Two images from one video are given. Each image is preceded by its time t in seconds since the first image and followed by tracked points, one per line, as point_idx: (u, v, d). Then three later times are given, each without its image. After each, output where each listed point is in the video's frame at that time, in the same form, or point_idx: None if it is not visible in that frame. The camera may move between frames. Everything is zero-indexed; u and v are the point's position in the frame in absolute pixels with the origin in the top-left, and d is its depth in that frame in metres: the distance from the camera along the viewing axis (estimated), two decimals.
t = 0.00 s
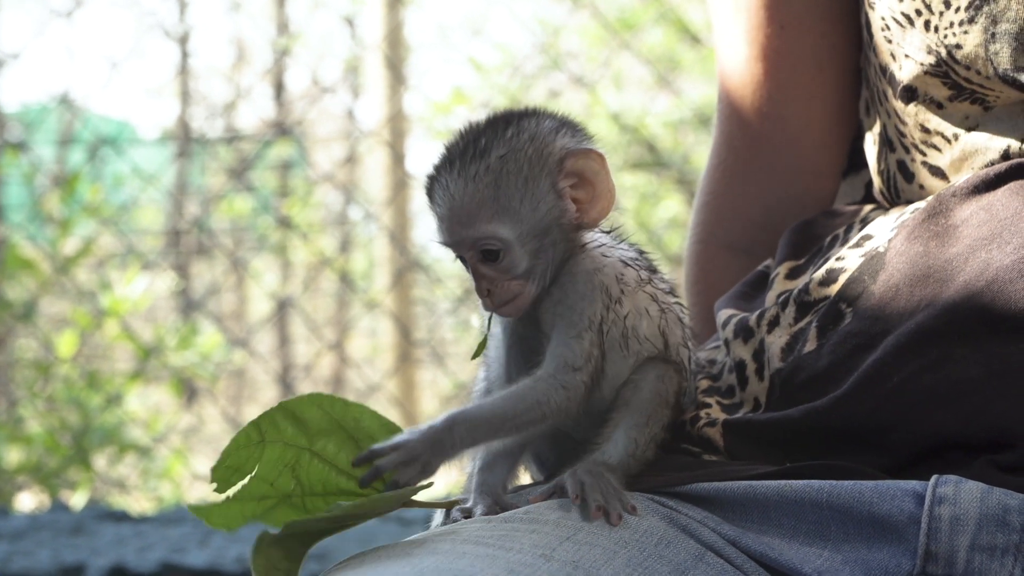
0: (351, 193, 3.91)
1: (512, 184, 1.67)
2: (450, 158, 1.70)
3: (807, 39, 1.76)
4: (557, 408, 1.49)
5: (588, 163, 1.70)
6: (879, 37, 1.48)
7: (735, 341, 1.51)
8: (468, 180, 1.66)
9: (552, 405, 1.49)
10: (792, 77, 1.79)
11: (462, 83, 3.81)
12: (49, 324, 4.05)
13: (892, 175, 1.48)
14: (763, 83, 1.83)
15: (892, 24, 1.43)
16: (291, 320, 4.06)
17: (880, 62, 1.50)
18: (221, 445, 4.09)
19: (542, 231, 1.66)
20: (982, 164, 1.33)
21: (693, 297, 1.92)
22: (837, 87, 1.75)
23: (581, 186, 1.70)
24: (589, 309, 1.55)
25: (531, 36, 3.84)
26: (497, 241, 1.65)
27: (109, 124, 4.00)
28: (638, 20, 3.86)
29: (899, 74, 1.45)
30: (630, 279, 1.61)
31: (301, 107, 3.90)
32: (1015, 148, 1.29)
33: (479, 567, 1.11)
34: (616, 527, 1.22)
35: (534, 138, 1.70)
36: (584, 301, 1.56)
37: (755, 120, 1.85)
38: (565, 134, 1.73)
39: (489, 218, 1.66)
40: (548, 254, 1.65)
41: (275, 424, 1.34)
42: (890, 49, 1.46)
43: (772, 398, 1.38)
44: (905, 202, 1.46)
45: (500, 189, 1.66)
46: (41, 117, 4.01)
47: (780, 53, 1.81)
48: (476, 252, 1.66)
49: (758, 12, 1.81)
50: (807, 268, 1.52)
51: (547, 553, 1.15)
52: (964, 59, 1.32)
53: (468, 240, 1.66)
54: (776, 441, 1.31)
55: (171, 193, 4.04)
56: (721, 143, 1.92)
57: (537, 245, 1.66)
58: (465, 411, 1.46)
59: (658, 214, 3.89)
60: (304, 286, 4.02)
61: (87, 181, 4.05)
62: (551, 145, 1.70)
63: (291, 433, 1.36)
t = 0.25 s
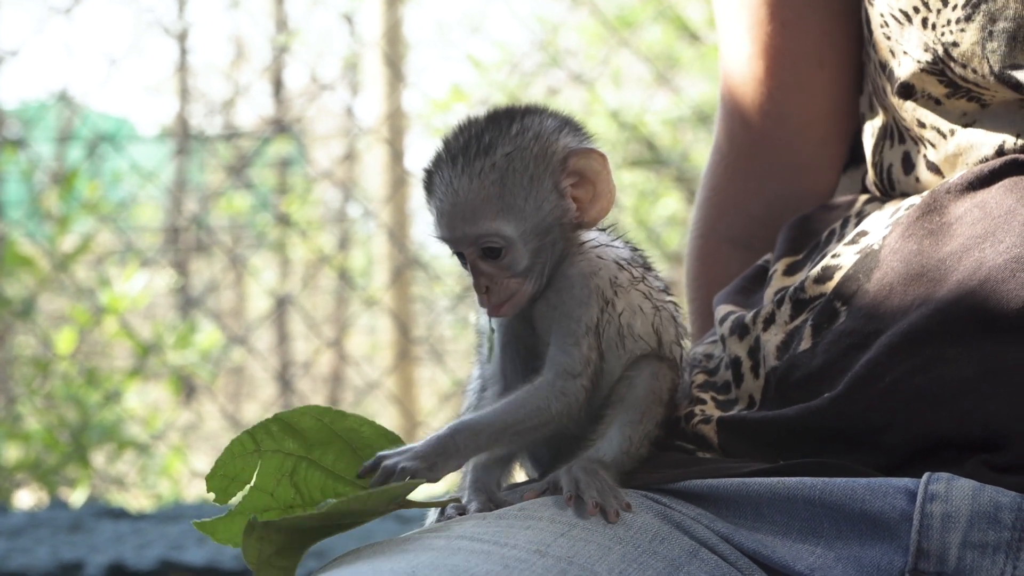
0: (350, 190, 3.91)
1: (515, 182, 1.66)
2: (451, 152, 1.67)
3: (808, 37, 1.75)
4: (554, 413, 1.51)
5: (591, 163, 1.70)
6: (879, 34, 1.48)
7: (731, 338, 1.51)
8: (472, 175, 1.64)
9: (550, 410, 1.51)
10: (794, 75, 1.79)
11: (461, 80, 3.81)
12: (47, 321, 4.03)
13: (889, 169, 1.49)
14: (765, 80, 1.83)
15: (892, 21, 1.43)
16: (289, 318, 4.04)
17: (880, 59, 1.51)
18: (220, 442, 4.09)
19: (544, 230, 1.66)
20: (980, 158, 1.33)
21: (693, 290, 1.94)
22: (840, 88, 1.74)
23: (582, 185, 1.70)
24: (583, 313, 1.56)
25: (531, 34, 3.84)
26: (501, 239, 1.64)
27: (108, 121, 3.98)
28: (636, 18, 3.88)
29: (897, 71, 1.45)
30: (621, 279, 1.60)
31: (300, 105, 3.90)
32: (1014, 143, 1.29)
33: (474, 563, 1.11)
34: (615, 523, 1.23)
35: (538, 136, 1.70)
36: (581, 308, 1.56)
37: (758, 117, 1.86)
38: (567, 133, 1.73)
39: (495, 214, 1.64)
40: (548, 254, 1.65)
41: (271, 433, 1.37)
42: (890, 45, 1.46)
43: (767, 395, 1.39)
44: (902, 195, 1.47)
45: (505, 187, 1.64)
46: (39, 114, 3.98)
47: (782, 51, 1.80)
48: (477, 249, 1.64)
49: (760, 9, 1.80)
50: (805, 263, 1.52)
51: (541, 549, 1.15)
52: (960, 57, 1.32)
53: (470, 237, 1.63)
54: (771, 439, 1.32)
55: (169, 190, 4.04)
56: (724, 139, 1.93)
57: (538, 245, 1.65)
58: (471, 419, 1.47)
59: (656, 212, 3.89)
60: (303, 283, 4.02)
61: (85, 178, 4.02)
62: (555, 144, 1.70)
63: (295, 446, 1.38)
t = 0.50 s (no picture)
0: (349, 188, 3.92)
1: (518, 176, 1.68)
2: (452, 148, 1.69)
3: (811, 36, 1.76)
4: (586, 403, 1.51)
5: (591, 157, 1.73)
6: (886, 38, 1.49)
7: (733, 337, 1.52)
8: (475, 170, 1.65)
9: (582, 400, 1.51)
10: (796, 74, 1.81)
11: (460, 79, 3.81)
12: (46, 320, 4.05)
13: (890, 166, 1.49)
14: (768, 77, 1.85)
15: (897, 26, 1.43)
16: (289, 316, 4.06)
17: (886, 63, 1.51)
18: (219, 440, 4.09)
19: (547, 224, 1.68)
20: (984, 160, 1.33)
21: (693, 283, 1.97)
22: (845, 89, 1.76)
23: (582, 180, 1.74)
24: (592, 302, 1.59)
25: (530, 33, 3.84)
26: (503, 233, 1.65)
27: (108, 119, 3.97)
28: (635, 17, 3.88)
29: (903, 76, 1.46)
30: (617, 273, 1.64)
31: (300, 103, 3.90)
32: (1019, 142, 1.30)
33: (472, 560, 1.12)
34: (613, 522, 1.23)
35: (539, 131, 1.73)
36: (589, 297, 1.59)
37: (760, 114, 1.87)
38: (566, 130, 1.77)
39: (499, 208, 1.66)
40: (549, 249, 1.67)
41: (270, 420, 1.26)
42: (895, 50, 1.46)
43: (767, 396, 1.39)
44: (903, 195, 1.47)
45: (508, 180, 1.67)
46: (39, 112, 3.99)
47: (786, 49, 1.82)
48: (479, 244, 1.65)
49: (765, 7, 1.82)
50: (809, 260, 1.52)
51: (539, 546, 1.16)
52: (966, 66, 1.31)
53: (472, 231, 1.64)
54: (769, 439, 1.32)
55: (168, 189, 4.05)
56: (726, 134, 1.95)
57: (541, 239, 1.67)
58: (511, 433, 1.47)
59: (655, 210, 3.89)
60: (303, 281, 4.03)
61: (85, 176, 4.03)
62: (555, 140, 1.73)
63: (286, 432, 1.27)
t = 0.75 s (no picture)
0: (349, 184, 3.92)
1: (526, 173, 1.69)
2: (459, 142, 1.70)
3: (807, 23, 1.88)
4: (586, 407, 1.52)
5: (599, 156, 1.75)
6: (887, 29, 1.47)
7: (731, 335, 1.52)
8: (483, 166, 1.66)
9: (582, 403, 1.52)
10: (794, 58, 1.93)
11: (459, 75, 3.81)
12: (45, 316, 4.03)
13: (890, 151, 1.49)
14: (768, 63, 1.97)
15: (901, 20, 1.41)
16: (287, 312, 4.04)
17: (888, 52, 1.49)
18: (218, 436, 4.09)
19: (554, 220, 1.69)
20: (987, 158, 1.33)
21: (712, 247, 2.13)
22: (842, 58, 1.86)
23: (587, 179, 1.75)
24: (592, 301, 1.59)
25: (530, 29, 3.83)
26: (510, 229, 1.67)
27: (107, 115, 3.97)
28: (635, 14, 3.88)
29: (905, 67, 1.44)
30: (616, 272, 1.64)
31: (299, 99, 3.89)
32: None
33: (469, 555, 1.12)
34: (610, 520, 1.23)
35: (548, 128, 1.73)
36: (588, 295, 1.60)
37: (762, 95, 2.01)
38: (574, 128, 1.77)
39: (507, 204, 1.67)
40: (554, 246, 1.68)
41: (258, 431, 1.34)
42: (898, 41, 1.45)
43: (765, 396, 1.40)
44: (904, 182, 1.47)
45: (517, 176, 1.68)
46: (38, 108, 3.98)
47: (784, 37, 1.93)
48: (485, 239, 1.67)
49: None
50: (808, 256, 1.53)
51: (536, 542, 1.16)
52: (974, 62, 1.30)
53: (478, 227, 1.66)
54: (764, 438, 1.32)
55: (167, 184, 4.04)
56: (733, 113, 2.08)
57: (547, 236, 1.68)
58: (515, 442, 1.46)
59: (654, 207, 3.89)
60: (301, 277, 4.02)
61: (82, 172, 4.02)
62: (563, 136, 1.74)
63: (272, 442, 1.35)
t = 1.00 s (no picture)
0: (349, 180, 3.94)
1: (528, 183, 1.70)
2: (459, 153, 1.69)
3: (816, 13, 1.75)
4: (590, 416, 1.52)
5: (598, 161, 1.76)
6: (881, 40, 1.46)
7: (729, 332, 1.52)
8: (483, 180, 1.67)
9: (587, 411, 1.52)
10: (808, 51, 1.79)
11: (460, 72, 3.80)
12: (45, 312, 4.05)
13: (884, 155, 1.49)
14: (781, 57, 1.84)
15: (895, 31, 1.41)
16: (287, 307, 4.08)
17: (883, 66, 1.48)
18: (217, 431, 4.09)
19: (557, 229, 1.71)
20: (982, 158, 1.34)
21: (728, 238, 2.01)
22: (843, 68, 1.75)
23: (588, 184, 1.76)
24: (595, 310, 1.59)
25: (530, 26, 3.82)
26: (514, 241, 1.68)
27: (106, 110, 3.96)
28: (635, 10, 3.90)
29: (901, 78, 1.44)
30: (617, 274, 1.64)
31: (300, 96, 3.90)
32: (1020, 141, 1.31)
33: (470, 551, 1.12)
34: (613, 516, 1.23)
35: (546, 135, 1.74)
36: (592, 306, 1.60)
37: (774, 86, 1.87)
38: (571, 134, 1.79)
39: (510, 217, 1.68)
40: (557, 254, 1.70)
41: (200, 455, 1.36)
42: (892, 54, 1.44)
43: (764, 393, 1.40)
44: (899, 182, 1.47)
45: (519, 188, 1.69)
46: (38, 103, 3.94)
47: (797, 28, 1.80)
48: (489, 253, 1.68)
49: None
50: (803, 250, 1.53)
51: (537, 538, 1.16)
52: (972, 69, 1.31)
53: (483, 240, 1.67)
54: (762, 433, 1.32)
55: (167, 180, 4.04)
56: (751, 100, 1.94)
57: (548, 244, 1.70)
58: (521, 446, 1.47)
59: (653, 203, 3.89)
60: (302, 273, 4.05)
61: (82, 167, 4.01)
62: (561, 143, 1.75)
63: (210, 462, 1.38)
